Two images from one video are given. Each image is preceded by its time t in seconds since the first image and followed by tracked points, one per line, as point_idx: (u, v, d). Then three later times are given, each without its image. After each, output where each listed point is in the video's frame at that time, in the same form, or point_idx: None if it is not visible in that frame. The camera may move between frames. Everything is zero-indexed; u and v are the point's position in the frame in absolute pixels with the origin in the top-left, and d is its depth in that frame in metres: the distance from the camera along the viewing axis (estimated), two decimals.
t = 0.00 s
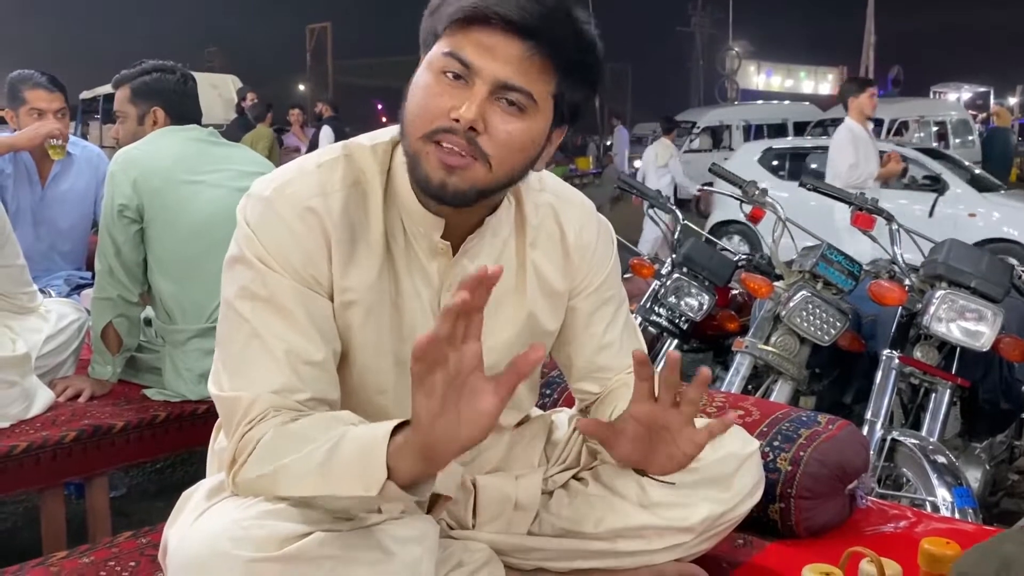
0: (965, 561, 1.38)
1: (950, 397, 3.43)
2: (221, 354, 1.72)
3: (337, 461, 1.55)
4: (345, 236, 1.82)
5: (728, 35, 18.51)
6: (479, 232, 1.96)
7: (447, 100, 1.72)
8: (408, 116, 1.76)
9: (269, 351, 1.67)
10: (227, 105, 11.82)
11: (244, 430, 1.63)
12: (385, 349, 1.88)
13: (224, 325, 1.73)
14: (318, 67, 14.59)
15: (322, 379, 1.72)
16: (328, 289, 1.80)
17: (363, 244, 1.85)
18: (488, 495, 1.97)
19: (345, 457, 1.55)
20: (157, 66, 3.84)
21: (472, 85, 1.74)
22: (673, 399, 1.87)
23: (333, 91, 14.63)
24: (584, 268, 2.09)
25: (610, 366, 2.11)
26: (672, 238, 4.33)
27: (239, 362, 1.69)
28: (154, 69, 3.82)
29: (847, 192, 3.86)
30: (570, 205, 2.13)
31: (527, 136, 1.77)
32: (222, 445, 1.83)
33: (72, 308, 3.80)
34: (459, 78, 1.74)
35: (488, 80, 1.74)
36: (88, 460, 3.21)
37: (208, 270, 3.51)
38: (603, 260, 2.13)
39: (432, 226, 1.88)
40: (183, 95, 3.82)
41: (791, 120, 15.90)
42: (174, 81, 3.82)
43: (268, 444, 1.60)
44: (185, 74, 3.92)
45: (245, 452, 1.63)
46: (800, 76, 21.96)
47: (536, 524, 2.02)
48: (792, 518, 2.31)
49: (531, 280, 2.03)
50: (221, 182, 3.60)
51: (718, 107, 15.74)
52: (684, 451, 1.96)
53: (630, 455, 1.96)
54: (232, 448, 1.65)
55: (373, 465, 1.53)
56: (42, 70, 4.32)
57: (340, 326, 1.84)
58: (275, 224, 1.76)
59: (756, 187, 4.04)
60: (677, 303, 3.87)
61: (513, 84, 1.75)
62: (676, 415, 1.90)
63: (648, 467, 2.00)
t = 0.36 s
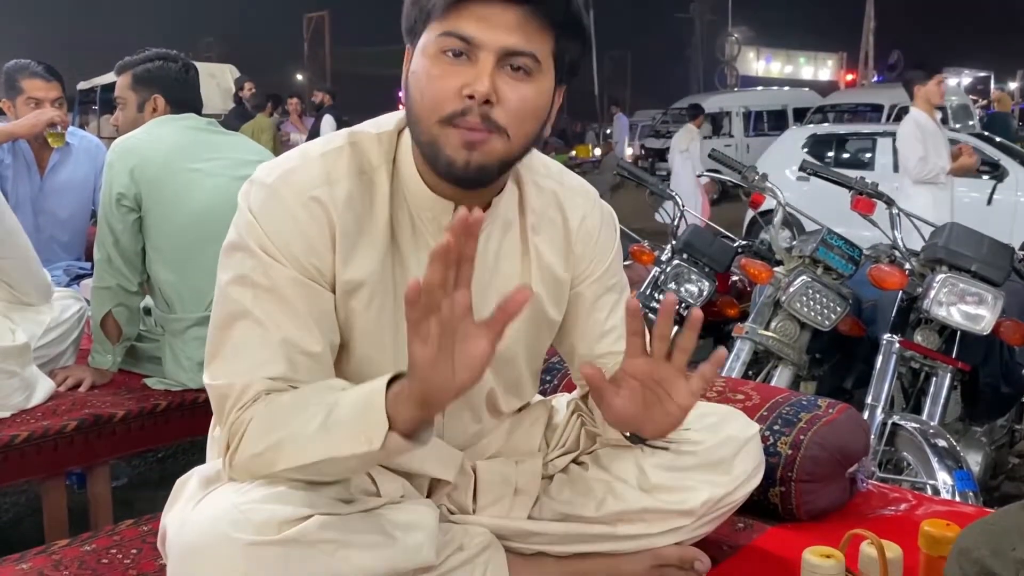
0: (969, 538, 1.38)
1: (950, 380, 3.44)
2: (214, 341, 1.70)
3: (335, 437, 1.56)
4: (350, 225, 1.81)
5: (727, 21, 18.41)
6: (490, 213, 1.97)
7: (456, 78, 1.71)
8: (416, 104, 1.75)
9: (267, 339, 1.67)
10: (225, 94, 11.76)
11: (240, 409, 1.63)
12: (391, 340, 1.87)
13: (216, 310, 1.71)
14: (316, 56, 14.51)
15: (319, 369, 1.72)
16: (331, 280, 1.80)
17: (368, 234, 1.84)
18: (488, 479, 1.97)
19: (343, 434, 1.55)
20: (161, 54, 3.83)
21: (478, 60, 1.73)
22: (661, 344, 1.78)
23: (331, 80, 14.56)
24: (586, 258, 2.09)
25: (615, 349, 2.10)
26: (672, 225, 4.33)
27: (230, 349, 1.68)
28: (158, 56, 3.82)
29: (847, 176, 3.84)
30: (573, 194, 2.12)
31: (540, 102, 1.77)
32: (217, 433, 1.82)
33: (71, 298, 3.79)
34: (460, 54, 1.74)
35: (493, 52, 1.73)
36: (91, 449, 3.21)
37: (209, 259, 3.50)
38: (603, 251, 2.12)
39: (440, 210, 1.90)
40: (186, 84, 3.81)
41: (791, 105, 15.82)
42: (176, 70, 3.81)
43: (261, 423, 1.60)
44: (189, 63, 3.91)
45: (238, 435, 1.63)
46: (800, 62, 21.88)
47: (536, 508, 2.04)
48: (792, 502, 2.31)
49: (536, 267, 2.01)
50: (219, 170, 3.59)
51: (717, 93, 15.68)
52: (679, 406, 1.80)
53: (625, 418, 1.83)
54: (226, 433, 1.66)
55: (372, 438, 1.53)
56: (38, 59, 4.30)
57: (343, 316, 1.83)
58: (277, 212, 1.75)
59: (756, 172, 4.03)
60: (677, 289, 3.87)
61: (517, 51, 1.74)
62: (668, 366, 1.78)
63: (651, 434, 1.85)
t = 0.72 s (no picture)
0: (964, 511, 1.40)
1: (947, 361, 3.46)
2: (214, 328, 1.71)
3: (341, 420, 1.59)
4: (352, 211, 1.82)
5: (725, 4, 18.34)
6: (494, 203, 1.96)
7: (458, 75, 1.71)
8: (420, 104, 1.74)
9: (267, 328, 1.68)
10: (222, 81, 11.73)
11: (239, 397, 1.65)
12: (393, 333, 1.88)
13: (215, 296, 1.72)
14: (313, 42, 14.46)
15: (312, 358, 1.72)
16: (334, 268, 1.80)
17: (371, 221, 1.85)
18: (487, 461, 1.99)
19: (350, 416, 1.59)
20: (159, 41, 3.85)
21: (479, 57, 1.72)
22: (674, 332, 1.79)
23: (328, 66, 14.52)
24: (588, 242, 2.09)
25: (616, 333, 2.11)
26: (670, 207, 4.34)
27: (228, 334, 1.70)
28: (155, 43, 3.83)
29: (844, 157, 3.85)
30: (575, 179, 2.12)
31: (544, 89, 1.77)
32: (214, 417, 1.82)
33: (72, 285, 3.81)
34: (459, 52, 1.73)
35: (492, 47, 1.72)
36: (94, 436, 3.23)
37: (208, 246, 3.50)
38: (603, 240, 2.11)
39: (443, 199, 1.88)
40: (184, 69, 3.82)
41: (789, 88, 15.78)
42: (173, 55, 3.82)
43: (266, 413, 1.62)
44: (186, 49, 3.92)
45: (237, 422, 1.65)
46: (798, 44, 21.82)
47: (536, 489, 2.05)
48: (789, 482, 2.33)
49: (539, 254, 2.04)
50: (218, 157, 3.59)
51: (716, 76, 15.65)
52: (685, 387, 1.83)
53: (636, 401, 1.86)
54: (224, 420, 1.68)
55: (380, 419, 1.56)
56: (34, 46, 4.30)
57: (346, 304, 1.84)
58: (282, 199, 1.76)
59: (753, 155, 4.04)
60: (675, 273, 3.89)
61: (517, 42, 1.73)
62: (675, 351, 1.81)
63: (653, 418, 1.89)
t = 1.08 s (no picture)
0: (956, 486, 1.43)
1: (940, 341, 3.48)
2: (216, 317, 1.73)
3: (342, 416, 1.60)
4: (354, 200, 1.83)
5: None
6: (491, 194, 1.95)
7: (461, 77, 1.70)
8: (423, 101, 1.74)
9: (269, 317, 1.69)
10: (216, 64, 11.68)
11: (242, 387, 1.66)
12: (392, 323, 1.90)
13: (217, 285, 1.74)
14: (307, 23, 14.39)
15: (318, 346, 1.74)
16: (335, 256, 1.82)
17: (371, 209, 1.87)
18: (486, 444, 2.01)
19: (351, 416, 1.60)
20: (150, 25, 3.84)
21: (484, 60, 1.70)
22: (701, 380, 1.65)
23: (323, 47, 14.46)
24: (587, 228, 2.11)
25: (610, 318, 2.14)
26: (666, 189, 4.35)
27: (230, 322, 1.72)
28: (148, 27, 3.83)
29: (840, 139, 3.86)
30: (573, 164, 2.13)
31: (547, 93, 1.77)
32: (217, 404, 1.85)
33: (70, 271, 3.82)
34: (465, 53, 1.71)
35: (498, 52, 1.70)
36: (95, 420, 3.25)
37: (206, 232, 3.51)
38: (599, 227, 2.13)
39: (442, 192, 1.89)
40: (176, 52, 3.81)
41: (785, 67, 15.74)
42: (164, 38, 3.81)
43: (269, 406, 1.64)
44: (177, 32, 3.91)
45: (239, 412, 1.67)
46: (793, 23, 21.74)
47: (534, 472, 2.06)
48: (783, 461, 2.36)
49: (536, 240, 2.05)
50: (215, 141, 3.59)
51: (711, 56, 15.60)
52: (701, 428, 1.70)
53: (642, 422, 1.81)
54: (226, 409, 1.69)
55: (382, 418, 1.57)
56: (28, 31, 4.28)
57: (346, 292, 1.85)
58: (286, 188, 1.77)
59: (748, 136, 4.05)
60: (671, 255, 3.90)
61: (523, 46, 1.72)
62: (697, 394, 1.68)
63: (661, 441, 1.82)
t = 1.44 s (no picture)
0: (942, 448, 1.44)
1: (932, 311, 3.52)
2: (223, 286, 1.76)
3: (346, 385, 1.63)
4: (356, 172, 1.85)
5: None
6: (488, 169, 1.97)
7: (463, 53, 1.72)
8: (425, 78, 1.76)
9: (274, 286, 1.72)
10: (209, 39, 11.62)
11: (247, 355, 1.69)
12: (393, 293, 1.93)
13: (222, 255, 1.77)
14: None
15: (321, 316, 1.77)
16: (337, 227, 1.85)
17: (372, 181, 1.89)
18: (486, 412, 2.05)
19: (352, 387, 1.61)
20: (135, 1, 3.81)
21: (485, 36, 1.72)
22: (713, 378, 1.64)
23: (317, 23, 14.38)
24: (585, 198, 2.14)
25: (606, 288, 2.16)
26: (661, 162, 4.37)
27: (235, 291, 1.75)
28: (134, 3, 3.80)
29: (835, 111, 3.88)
30: (571, 136, 2.16)
31: (547, 69, 1.78)
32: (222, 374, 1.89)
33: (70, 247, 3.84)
34: (466, 29, 1.73)
35: (499, 28, 1.72)
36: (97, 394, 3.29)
37: (205, 208, 3.53)
38: (595, 198, 2.15)
39: (442, 165, 1.90)
40: (163, 26, 3.77)
41: (781, 40, 15.68)
42: (148, 13, 3.77)
43: (273, 375, 1.67)
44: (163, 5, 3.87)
45: (244, 380, 1.70)
46: None
47: (532, 439, 2.09)
48: (776, 427, 2.41)
49: (535, 211, 2.07)
50: (212, 116, 3.59)
51: (707, 29, 15.53)
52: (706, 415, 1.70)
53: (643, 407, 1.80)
54: (233, 377, 1.72)
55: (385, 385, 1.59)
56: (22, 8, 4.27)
57: (349, 264, 1.88)
58: (290, 160, 1.80)
59: (742, 109, 4.07)
60: (667, 228, 3.94)
61: (523, 24, 1.74)
62: (707, 387, 1.67)
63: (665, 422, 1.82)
